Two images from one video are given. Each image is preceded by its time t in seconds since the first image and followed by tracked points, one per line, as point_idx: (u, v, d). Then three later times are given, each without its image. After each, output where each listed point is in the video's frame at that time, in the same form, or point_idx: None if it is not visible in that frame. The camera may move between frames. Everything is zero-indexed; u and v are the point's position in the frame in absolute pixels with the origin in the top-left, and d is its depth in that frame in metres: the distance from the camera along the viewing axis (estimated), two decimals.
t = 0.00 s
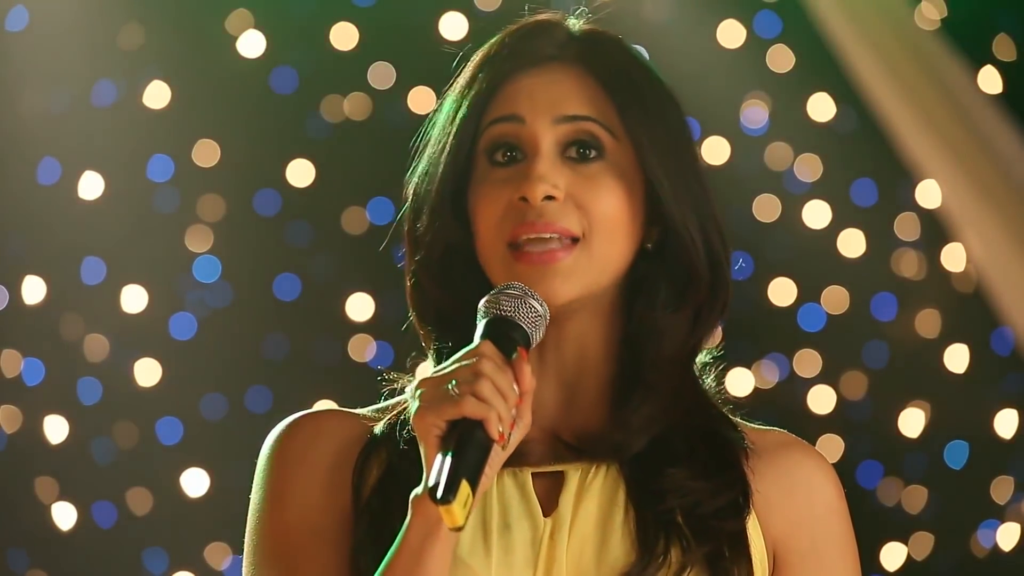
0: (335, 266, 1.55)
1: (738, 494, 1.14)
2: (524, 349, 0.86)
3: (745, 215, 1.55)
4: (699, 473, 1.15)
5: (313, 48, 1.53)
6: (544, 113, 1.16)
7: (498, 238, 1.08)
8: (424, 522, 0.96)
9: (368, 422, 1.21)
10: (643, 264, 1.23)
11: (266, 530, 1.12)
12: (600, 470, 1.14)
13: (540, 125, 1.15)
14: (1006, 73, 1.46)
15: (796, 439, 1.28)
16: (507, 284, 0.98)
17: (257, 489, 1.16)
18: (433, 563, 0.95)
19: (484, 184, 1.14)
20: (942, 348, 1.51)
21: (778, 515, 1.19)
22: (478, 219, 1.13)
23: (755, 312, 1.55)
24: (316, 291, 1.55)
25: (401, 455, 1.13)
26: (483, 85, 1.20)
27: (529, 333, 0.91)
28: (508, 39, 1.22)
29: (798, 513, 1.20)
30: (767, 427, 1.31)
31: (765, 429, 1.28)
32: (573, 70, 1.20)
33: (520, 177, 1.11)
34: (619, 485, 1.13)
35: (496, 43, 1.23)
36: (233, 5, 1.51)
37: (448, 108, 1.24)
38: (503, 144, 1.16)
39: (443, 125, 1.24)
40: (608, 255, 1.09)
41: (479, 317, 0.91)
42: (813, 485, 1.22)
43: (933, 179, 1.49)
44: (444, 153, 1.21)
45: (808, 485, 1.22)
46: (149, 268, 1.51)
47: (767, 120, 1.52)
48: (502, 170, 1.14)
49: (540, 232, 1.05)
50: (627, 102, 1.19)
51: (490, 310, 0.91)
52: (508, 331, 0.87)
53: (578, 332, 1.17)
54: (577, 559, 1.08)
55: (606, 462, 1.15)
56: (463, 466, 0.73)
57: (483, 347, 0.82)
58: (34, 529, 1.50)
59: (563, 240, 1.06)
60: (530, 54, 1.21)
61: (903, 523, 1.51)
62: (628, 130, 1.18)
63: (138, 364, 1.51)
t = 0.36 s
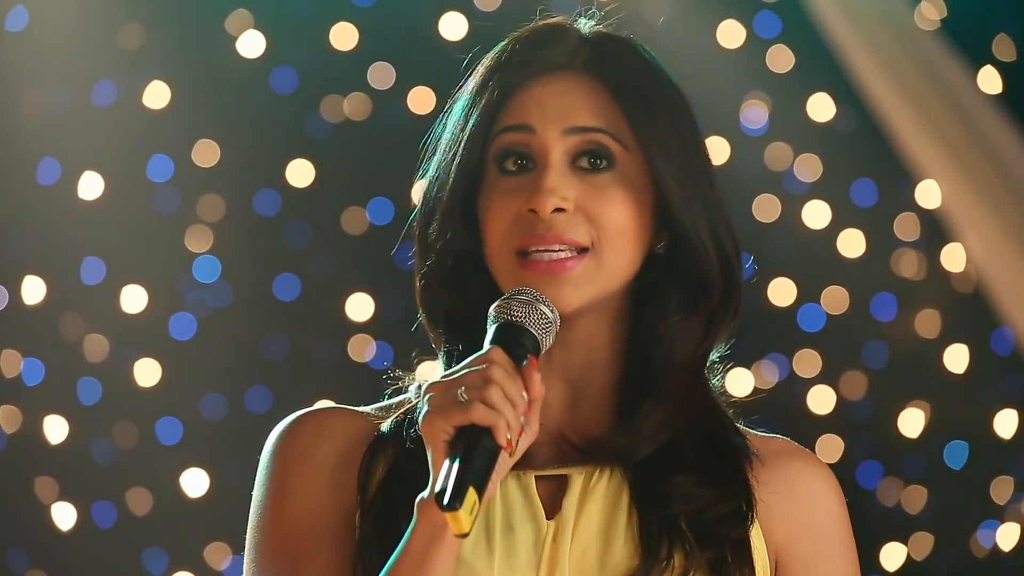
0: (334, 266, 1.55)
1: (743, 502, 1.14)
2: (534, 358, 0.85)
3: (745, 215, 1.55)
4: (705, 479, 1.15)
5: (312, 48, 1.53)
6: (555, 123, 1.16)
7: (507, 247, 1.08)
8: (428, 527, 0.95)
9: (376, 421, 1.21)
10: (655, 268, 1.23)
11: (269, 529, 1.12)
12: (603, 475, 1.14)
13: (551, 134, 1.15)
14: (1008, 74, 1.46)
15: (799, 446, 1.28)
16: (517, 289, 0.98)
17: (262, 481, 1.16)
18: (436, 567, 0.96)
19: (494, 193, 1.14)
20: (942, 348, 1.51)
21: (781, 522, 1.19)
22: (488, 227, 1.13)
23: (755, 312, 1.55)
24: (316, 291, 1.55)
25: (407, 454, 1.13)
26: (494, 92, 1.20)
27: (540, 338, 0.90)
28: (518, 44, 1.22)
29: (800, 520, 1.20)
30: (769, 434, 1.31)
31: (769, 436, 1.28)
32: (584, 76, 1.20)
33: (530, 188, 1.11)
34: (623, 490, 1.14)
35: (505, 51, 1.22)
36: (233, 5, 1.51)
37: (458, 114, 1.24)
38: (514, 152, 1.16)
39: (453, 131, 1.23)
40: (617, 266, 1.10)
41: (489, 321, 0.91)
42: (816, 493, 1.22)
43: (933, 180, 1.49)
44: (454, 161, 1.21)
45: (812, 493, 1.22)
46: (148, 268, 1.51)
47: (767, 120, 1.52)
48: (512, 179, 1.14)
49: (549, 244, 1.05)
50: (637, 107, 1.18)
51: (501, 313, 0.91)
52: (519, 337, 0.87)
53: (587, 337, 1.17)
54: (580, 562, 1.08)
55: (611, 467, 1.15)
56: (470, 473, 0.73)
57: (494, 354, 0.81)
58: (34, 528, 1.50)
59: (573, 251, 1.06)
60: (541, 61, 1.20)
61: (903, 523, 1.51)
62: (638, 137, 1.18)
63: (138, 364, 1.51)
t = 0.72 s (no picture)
0: (334, 266, 1.55)
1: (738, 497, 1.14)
2: (535, 352, 0.85)
3: (745, 215, 1.54)
4: (700, 473, 1.15)
5: (312, 48, 1.53)
6: (554, 120, 1.16)
7: (508, 243, 1.08)
8: (433, 519, 0.96)
9: (369, 424, 1.22)
10: (651, 266, 1.23)
11: (267, 530, 1.12)
12: (599, 473, 1.14)
13: (550, 132, 1.15)
14: (1008, 74, 1.46)
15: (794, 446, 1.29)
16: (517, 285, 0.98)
17: (261, 485, 1.16)
18: (438, 563, 0.95)
19: (494, 190, 1.14)
20: (941, 347, 1.51)
21: (778, 520, 1.19)
22: (488, 225, 1.12)
23: (755, 312, 1.54)
24: (315, 291, 1.55)
25: (402, 458, 1.13)
26: (491, 91, 1.20)
27: (540, 334, 0.90)
28: (512, 45, 1.22)
29: (798, 518, 1.20)
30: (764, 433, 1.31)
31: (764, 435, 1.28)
32: (580, 75, 1.21)
33: (531, 185, 1.11)
34: (619, 487, 1.14)
35: (498, 51, 1.23)
36: (232, 5, 1.52)
37: (453, 113, 1.23)
38: (513, 150, 1.16)
39: (448, 131, 1.23)
40: (618, 261, 1.10)
41: (490, 316, 0.91)
42: (812, 492, 1.22)
43: (933, 180, 1.49)
44: (451, 162, 1.20)
45: (808, 491, 1.22)
46: (148, 268, 1.51)
47: (766, 120, 1.52)
48: (512, 176, 1.14)
49: (551, 240, 1.05)
50: (634, 106, 1.20)
51: (501, 309, 0.91)
52: (519, 332, 0.87)
53: (586, 334, 1.18)
54: (576, 560, 1.08)
55: (605, 463, 1.16)
56: (472, 465, 0.73)
57: (495, 348, 0.82)
58: (34, 529, 1.50)
59: (575, 246, 1.06)
60: (537, 59, 1.21)
61: (902, 522, 1.51)
62: (636, 134, 1.19)
63: (137, 364, 1.51)
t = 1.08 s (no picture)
0: (333, 266, 1.55)
1: (726, 482, 1.14)
2: (534, 350, 0.85)
3: (745, 215, 1.54)
4: (688, 461, 1.15)
5: (312, 48, 1.53)
6: (541, 118, 1.15)
7: (503, 243, 1.08)
8: (433, 521, 0.96)
9: (359, 432, 1.22)
10: (638, 260, 1.24)
11: (263, 534, 1.12)
12: (592, 472, 1.14)
13: (538, 129, 1.15)
14: (1006, 75, 1.47)
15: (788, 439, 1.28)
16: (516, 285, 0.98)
17: (251, 496, 1.16)
18: (439, 564, 0.95)
19: (485, 190, 1.13)
20: (941, 347, 1.51)
21: (772, 514, 1.19)
22: (481, 225, 1.12)
23: (754, 312, 1.54)
24: (315, 291, 1.55)
25: (394, 466, 1.12)
26: (473, 91, 1.19)
27: (537, 333, 0.90)
28: (490, 45, 1.22)
29: (792, 512, 1.20)
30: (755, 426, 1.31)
31: (756, 429, 1.28)
32: (563, 71, 1.20)
33: (524, 183, 1.11)
34: (613, 484, 1.14)
35: (474, 53, 1.22)
36: (232, 5, 1.52)
37: (436, 114, 1.22)
38: (500, 150, 1.16)
39: (430, 131, 1.22)
40: (612, 255, 1.10)
41: (489, 317, 0.91)
42: (806, 486, 1.22)
43: (932, 179, 1.49)
44: (436, 163, 1.20)
45: (802, 485, 1.22)
46: (147, 269, 1.51)
47: (765, 120, 1.52)
48: (501, 176, 1.14)
49: (545, 235, 1.06)
50: (618, 100, 1.20)
51: (499, 310, 0.91)
52: (519, 332, 0.87)
53: (579, 330, 1.17)
54: (573, 559, 1.08)
55: (599, 460, 1.15)
56: (475, 465, 0.73)
57: (494, 348, 0.82)
58: (33, 529, 1.50)
59: (570, 242, 1.06)
60: (520, 57, 1.20)
61: (901, 522, 1.51)
62: (621, 129, 1.20)
63: (136, 364, 1.51)
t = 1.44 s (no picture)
0: (333, 266, 1.55)
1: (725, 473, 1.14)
2: (520, 339, 0.86)
3: (745, 215, 1.54)
4: (682, 452, 1.15)
5: (312, 48, 1.53)
6: (523, 119, 1.15)
7: (496, 248, 1.08)
8: (420, 511, 0.96)
9: (360, 432, 1.22)
10: (633, 254, 1.23)
11: (265, 533, 1.12)
12: (593, 470, 1.14)
13: (522, 130, 1.15)
14: (1007, 74, 1.45)
15: (790, 439, 1.28)
16: (504, 276, 0.98)
17: (252, 494, 1.16)
18: (429, 556, 0.95)
19: (474, 194, 1.13)
20: (941, 347, 1.51)
21: (772, 514, 1.19)
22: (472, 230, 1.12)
23: (754, 312, 1.55)
24: (315, 291, 1.55)
25: (393, 463, 1.13)
26: (455, 97, 1.19)
27: (526, 323, 0.90)
28: (469, 48, 1.22)
29: (792, 512, 1.19)
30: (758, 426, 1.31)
31: (758, 428, 1.28)
32: (543, 69, 1.20)
33: (512, 185, 1.10)
34: (614, 482, 1.13)
35: (455, 56, 1.23)
36: (232, 5, 1.51)
37: (419, 121, 1.23)
38: (486, 154, 1.16)
39: (415, 137, 1.23)
40: (604, 249, 1.10)
41: (477, 309, 0.91)
42: (807, 485, 1.22)
43: (932, 178, 1.49)
44: (422, 169, 1.20)
45: (803, 485, 1.22)
46: (148, 268, 1.51)
47: (765, 120, 1.52)
48: (489, 179, 1.14)
49: (536, 238, 1.04)
50: (601, 93, 1.20)
51: (488, 301, 0.91)
52: (507, 323, 0.87)
53: (574, 328, 1.17)
54: (572, 558, 1.08)
55: (602, 459, 1.16)
56: (458, 453, 0.73)
57: (480, 337, 0.82)
58: (34, 529, 1.50)
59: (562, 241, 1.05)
60: (499, 60, 1.21)
61: (901, 522, 1.51)
62: (607, 123, 1.19)
63: (136, 364, 1.51)
